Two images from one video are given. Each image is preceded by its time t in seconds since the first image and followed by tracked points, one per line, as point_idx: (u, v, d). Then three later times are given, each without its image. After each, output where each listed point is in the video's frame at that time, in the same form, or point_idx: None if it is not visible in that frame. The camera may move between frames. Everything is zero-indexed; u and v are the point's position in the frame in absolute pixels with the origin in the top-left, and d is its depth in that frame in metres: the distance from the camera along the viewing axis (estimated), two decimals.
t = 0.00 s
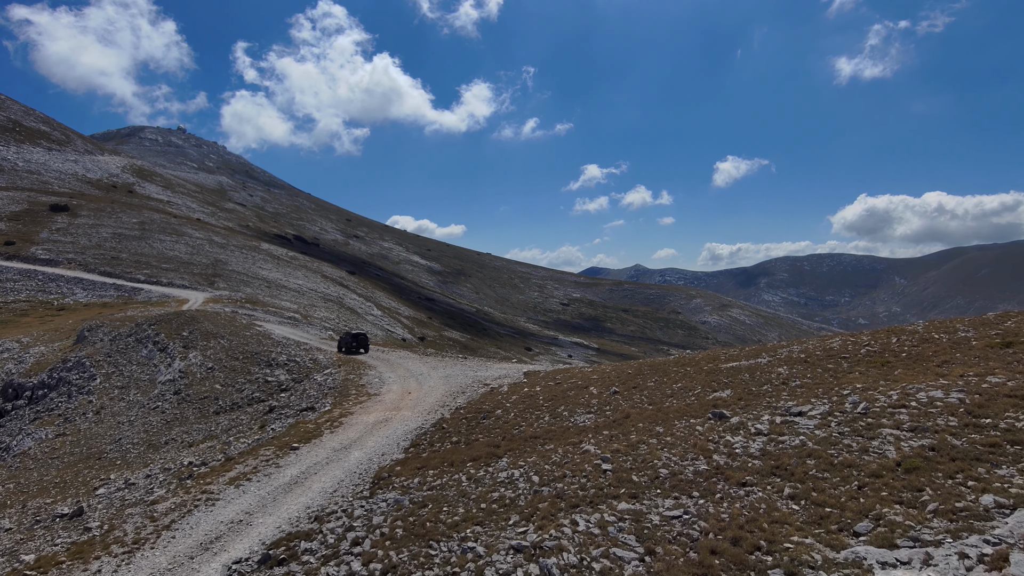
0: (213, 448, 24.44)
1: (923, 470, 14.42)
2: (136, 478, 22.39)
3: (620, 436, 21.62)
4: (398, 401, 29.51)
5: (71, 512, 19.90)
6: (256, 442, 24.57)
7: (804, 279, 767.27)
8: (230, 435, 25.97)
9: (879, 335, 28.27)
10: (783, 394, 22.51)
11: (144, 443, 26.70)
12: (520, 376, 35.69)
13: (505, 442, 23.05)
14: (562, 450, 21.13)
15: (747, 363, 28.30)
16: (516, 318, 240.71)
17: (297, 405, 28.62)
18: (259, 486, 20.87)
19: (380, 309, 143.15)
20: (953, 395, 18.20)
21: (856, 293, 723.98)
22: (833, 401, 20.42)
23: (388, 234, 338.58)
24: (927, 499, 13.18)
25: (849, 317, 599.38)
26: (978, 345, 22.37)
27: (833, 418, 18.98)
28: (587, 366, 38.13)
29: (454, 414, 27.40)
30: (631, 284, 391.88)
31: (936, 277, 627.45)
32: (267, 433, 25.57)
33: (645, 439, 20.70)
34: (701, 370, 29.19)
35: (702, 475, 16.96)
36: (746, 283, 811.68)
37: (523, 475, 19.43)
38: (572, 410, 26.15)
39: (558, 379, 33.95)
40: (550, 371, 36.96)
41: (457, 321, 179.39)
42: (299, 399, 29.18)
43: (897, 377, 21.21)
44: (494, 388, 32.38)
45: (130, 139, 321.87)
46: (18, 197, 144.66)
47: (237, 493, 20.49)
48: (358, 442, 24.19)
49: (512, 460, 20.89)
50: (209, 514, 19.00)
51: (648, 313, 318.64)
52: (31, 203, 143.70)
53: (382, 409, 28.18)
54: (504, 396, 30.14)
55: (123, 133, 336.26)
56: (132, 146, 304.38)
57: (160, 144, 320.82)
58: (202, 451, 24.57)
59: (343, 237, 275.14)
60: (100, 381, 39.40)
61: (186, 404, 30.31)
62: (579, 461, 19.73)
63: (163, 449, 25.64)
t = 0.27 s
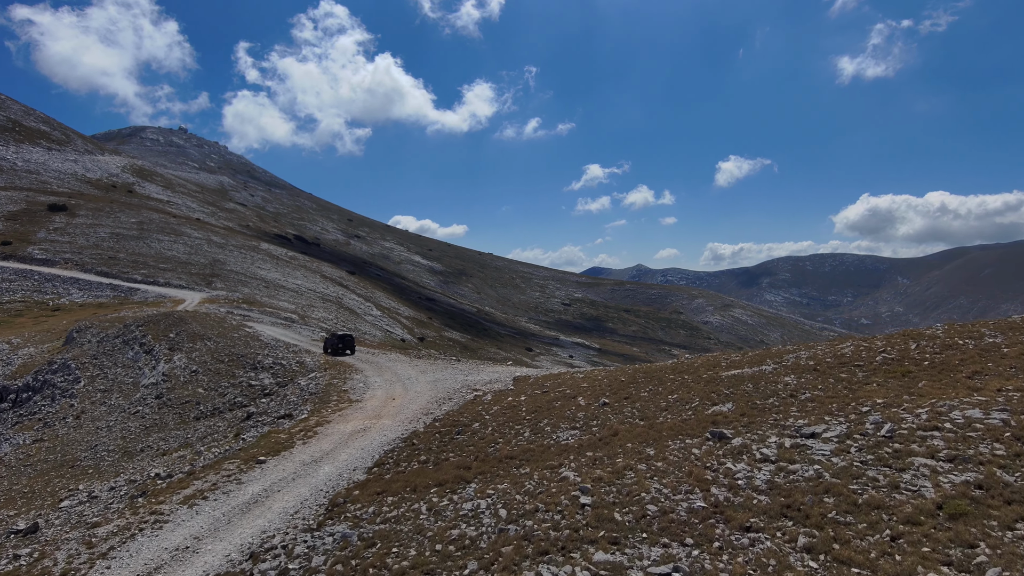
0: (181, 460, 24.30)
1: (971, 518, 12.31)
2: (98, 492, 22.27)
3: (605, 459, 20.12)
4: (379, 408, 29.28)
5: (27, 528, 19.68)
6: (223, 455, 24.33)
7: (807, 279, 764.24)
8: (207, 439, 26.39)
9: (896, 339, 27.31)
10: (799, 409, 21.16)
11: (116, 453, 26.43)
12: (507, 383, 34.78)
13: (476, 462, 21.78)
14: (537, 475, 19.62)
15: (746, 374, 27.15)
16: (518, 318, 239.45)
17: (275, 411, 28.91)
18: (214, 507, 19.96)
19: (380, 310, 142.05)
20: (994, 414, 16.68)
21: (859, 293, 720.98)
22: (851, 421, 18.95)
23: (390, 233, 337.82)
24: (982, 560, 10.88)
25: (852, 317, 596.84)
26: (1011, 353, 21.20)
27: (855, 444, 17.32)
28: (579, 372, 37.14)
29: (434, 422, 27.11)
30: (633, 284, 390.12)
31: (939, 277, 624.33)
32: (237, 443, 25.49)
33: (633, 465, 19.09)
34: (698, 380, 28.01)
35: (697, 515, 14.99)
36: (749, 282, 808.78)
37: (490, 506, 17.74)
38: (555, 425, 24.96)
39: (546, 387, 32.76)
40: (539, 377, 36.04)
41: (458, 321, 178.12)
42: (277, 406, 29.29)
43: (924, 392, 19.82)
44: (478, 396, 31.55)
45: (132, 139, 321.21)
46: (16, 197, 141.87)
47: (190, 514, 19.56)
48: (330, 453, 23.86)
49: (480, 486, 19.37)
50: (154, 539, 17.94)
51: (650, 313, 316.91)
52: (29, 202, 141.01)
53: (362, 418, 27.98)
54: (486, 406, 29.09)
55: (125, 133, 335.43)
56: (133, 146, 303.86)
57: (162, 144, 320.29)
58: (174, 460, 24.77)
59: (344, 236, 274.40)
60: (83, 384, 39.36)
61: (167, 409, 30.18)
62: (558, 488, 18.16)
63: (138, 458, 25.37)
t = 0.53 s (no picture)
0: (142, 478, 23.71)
1: None
2: (60, 507, 21.95)
3: (588, 492, 18.19)
4: (362, 416, 28.50)
5: None
6: (186, 471, 23.47)
7: (811, 279, 759.84)
8: (185, 448, 26.68)
9: (915, 347, 26.17)
10: (820, 429, 19.62)
11: (93, 461, 27.30)
12: (496, 391, 33.57)
13: (444, 490, 19.95)
14: (509, 510, 17.59)
15: (752, 387, 25.77)
16: (520, 319, 238.05)
17: (253, 420, 28.72)
18: (163, 531, 18.71)
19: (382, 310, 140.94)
20: None
21: (863, 293, 716.62)
22: (882, 449, 17.10)
23: (392, 234, 337.33)
24: None
25: (856, 317, 593.34)
26: None
27: (889, 480, 15.14)
28: (572, 377, 35.99)
29: (415, 432, 26.28)
30: (636, 285, 388.11)
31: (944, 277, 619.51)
32: (202, 458, 24.80)
33: (621, 501, 17.07)
34: (698, 392, 26.62)
35: None
36: (753, 282, 804.90)
37: (449, 551, 15.48)
38: (537, 446, 23.40)
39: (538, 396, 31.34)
40: (531, 384, 34.76)
41: (460, 321, 176.96)
42: (252, 418, 28.90)
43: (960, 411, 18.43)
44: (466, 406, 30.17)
45: (135, 140, 321.25)
46: (17, 198, 139.57)
47: (135, 540, 18.33)
48: (301, 467, 22.96)
49: (442, 521, 17.41)
50: (89, 572, 16.54)
51: (653, 313, 314.85)
52: (30, 203, 138.94)
53: (342, 427, 27.21)
54: (466, 420, 27.60)
55: (128, 133, 335.10)
56: (136, 146, 303.77)
57: (165, 145, 320.36)
58: (141, 474, 24.50)
59: (347, 237, 273.77)
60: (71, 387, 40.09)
61: (149, 415, 30.98)
62: (532, 528, 16.09)
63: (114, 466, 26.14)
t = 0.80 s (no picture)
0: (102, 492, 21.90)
1: None
2: (20, 522, 20.49)
3: (570, 535, 15.04)
4: (345, 424, 26.65)
5: None
6: (146, 487, 21.60)
7: (816, 280, 754.50)
8: (162, 456, 25.05)
9: (948, 356, 23.41)
10: (845, 457, 16.26)
11: (70, 469, 26.74)
12: (486, 400, 31.29)
13: (408, 524, 16.96)
14: (476, 559, 14.27)
15: (763, 400, 22.73)
16: (524, 319, 236.34)
17: (233, 428, 27.16)
18: (108, 560, 16.66)
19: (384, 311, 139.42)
20: None
21: (868, 293, 711.79)
22: (927, 486, 13.58)
23: (396, 234, 336.36)
24: None
25: (861, 317, 589.30)
26: None
27: (942, 532, 11.64)
28: (568, 384, 33.62)
29: (397, 443, 24.41)
30: (640, 285, 385.66)
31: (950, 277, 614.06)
32: (170, 471, 23.00)
33: (612, 550, 13.84)
34: (703, 406, 23.73)
35: None
36: (757, 283, 800.03)
37: None
38: (519, 470, 20.45)
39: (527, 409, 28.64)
40: (522, 392, 32.28)
41: (462, 322, 175.51)
42: (229, 427, 27.14)
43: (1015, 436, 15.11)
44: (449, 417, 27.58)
45: (139, 141, 320.47)
46: (19, 198, 136.70)
47: (76, 569, 16.31)
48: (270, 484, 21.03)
49: (396, 571, 14.24)
50: None
51: (657, 314, 312.43)
52: (32, 203, 136.31)
53: (321, 437, 25.40)
54: (445, 436, 25.12)
55: (132, 134, 334.08)
56: (140, 147, 303.19)
57: (169, 145, 320.03)
58: (109, 486, 22.80)
59: (350, 237, 273.01)
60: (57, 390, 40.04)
61: (133, 419, 30.97)
62: None
63: (92, 471, 25.90)
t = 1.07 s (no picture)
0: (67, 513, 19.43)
1: None
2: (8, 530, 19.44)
3: None
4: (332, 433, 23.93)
5: None
6: (109, 505, 18.85)
7: (820, 280, 750.67)
8: (141, 466, 24.00)
9: (990, 368, 21.18)
10: (890, 493, 14.08)
11: (53, 473, 28.09)
12: (477, 411, 27.51)
13: (372, 567, 13.96)
14: None
15: (782, 417, 20.47)
16: (527, 319, 235.18)
17: (215, 438, 25.17)
18: None
19: (386, 311, 138.38)
20: None
21: (873, 293, 707.54)
22: (997, 538, 11.24)
23: (398, 233, 335.26)
24: None
25: (865, 317, 586.27)
26: None
27: None
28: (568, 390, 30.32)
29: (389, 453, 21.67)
30: (643, 285, 383.87)
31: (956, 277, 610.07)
32: (138, 486, 20.16)
33: None
34: (714, 421, 21.26)
35: None
36: (761, 283, 796.60)
37: None
38: (506, 497, 17.38)
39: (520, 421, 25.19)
40: (517, 400, 28.87)
41: (465, 322, 174.51)
42: (208, 441, 24.83)
43: None
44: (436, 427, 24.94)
45: (142, 141, 320.19)
46: (20, 198, 135.90)
47: None
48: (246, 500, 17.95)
49: None
50: None
51: (661, 314, 310.68)
52: (34, 203, 135.60)
53: (306, 447, 22.39)
54: (429, 452, 21.56)
55: (136, 134, 333.94)
56: (144, 147, 303.07)
57: (173, 145, 319.91)
58: (79, 501, 20.78)
59: (353, 237, 272.20)
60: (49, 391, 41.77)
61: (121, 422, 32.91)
62: None
63: (73, 474, 27.27)
